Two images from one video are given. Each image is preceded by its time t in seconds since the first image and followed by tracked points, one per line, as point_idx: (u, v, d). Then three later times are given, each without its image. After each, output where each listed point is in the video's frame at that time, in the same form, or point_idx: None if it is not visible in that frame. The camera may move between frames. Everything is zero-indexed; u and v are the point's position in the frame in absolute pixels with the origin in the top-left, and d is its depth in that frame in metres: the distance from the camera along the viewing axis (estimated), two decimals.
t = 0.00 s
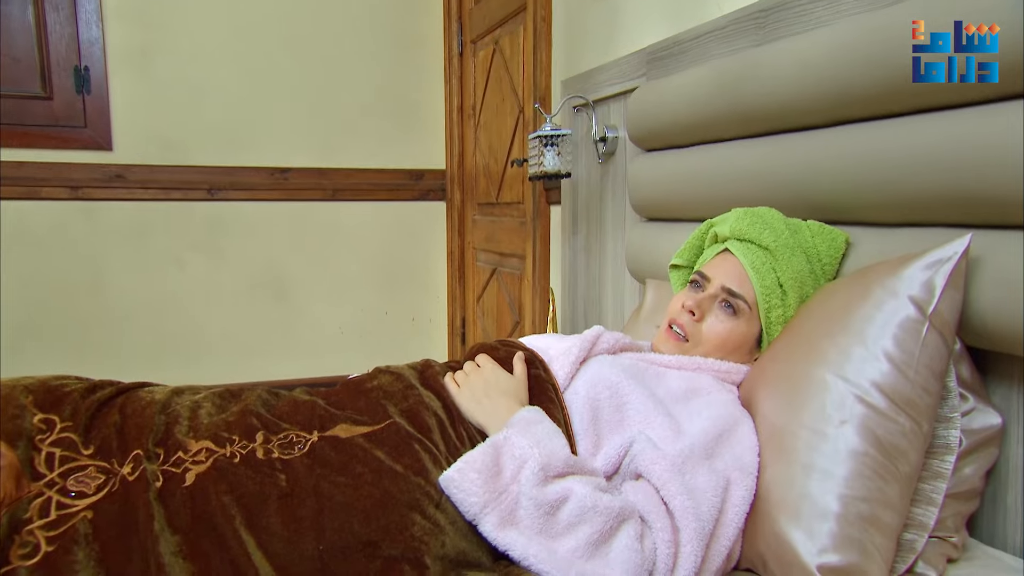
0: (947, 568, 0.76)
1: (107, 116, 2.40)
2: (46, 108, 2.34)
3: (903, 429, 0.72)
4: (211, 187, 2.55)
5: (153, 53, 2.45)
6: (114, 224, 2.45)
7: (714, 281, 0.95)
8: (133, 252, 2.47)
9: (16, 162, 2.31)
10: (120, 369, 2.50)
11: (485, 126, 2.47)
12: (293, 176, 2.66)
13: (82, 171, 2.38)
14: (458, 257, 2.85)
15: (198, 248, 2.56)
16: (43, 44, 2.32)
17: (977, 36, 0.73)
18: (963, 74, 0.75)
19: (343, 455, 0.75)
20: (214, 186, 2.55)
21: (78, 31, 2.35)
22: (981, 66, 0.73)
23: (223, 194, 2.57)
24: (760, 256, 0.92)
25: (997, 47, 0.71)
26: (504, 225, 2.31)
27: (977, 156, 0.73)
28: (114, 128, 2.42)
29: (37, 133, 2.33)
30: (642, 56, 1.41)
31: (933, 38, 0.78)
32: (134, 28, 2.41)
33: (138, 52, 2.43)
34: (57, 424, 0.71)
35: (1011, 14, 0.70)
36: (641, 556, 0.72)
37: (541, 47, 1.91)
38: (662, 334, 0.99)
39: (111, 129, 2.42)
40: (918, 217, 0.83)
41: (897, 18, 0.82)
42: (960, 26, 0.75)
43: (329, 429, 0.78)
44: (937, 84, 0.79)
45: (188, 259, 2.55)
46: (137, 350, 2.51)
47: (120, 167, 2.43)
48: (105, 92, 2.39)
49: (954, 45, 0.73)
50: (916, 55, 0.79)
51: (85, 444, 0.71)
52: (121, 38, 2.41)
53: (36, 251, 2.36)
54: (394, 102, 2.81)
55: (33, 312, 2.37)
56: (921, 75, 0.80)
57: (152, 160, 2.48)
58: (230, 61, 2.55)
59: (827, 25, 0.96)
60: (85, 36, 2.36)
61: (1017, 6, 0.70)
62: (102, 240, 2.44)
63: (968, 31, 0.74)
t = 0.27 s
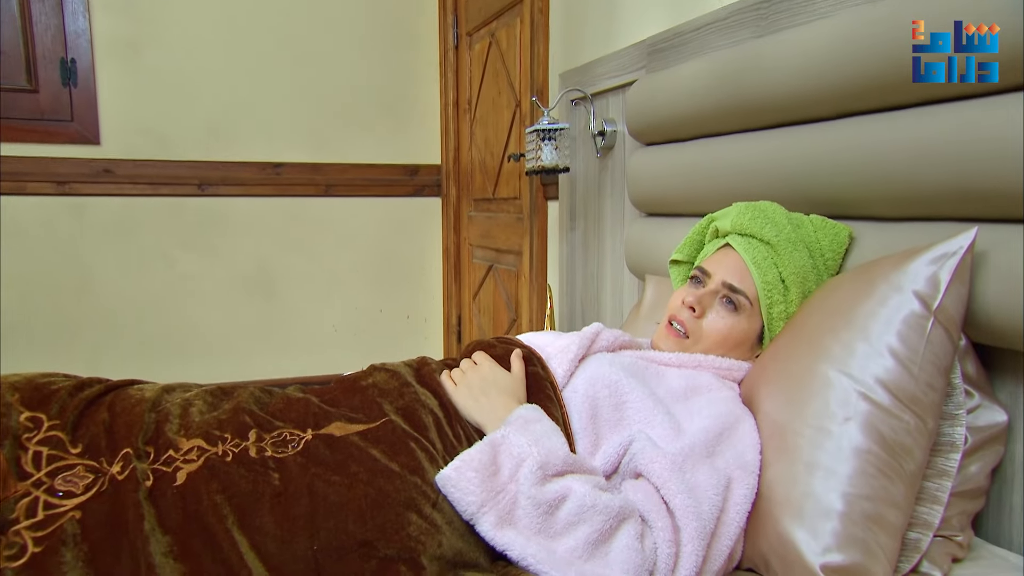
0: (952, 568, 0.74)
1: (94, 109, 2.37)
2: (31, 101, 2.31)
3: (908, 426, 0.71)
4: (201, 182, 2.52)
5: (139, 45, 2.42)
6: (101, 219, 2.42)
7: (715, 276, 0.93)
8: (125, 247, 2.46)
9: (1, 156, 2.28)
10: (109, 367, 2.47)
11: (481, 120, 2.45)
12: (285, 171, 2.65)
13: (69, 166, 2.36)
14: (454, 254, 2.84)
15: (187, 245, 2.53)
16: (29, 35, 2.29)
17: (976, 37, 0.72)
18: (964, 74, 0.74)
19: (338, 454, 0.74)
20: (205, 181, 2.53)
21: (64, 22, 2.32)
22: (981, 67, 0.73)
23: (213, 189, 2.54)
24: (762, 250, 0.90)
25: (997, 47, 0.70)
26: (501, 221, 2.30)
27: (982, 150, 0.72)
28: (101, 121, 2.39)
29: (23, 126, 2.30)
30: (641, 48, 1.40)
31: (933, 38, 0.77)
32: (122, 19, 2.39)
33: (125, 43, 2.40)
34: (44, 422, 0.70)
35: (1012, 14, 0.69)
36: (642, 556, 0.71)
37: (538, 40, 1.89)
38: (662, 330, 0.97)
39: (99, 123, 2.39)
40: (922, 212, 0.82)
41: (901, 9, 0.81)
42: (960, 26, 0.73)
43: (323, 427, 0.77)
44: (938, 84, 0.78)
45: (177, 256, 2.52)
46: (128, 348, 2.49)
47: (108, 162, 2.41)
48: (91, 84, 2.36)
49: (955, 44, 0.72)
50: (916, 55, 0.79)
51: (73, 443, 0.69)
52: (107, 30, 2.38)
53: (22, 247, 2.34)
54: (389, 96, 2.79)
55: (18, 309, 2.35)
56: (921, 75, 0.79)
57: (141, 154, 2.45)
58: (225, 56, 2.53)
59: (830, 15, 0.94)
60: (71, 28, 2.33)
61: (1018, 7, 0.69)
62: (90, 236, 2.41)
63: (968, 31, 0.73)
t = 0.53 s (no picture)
0: (958, 568, 0.73)
1: (80, 102, 2.34)
2: (16, 94, 2.28)
3: (912, 424, 0.69)
4: (190, 177, 2.50)
5: (127, 37, 2.40)
6: (89, 215, 2.39)
7: (715, 272, 0.92)
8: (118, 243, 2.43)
9: None
10: (96, 365, 2.43)
11: (477, 114, 2.44)
12: (276, 165, 2.63)
13: (55, 161, 2.32)
14: (449, 250, 2.82)
15: (178, 242, 2.51)
16: (13, 26, 2.26)
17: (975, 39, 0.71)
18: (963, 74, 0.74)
19: (332, 452, 0.73)
20: (195, 176, 2.51)
21: (49, 12, 2.28)
22: (981, 66, 0.72)
23: (203, 184, 2.52)
24: (762, 245, 0.89)
25: (997, 47, 0.70)
26: (497, 216, 2.28)
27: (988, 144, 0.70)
28: (88, 114, 2.37)
29: (9, 120, 2.28)
30: (640, 40, 1.38)
31: (933, 38, 0.76)
32: (109, 11, 2.36)
33: (112, 35, 2.37)
34: (30, 421, 0.69)
35: (1012, 12, 0.69)
36: (642, 556, 0.70)
37: (535, 31, 1.88)
38: (662, 327, 0.96)
39: (85, 116, 2.36)
40: (927, 206, 0.81)
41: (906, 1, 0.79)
42: (960, 26, 0.72)
43: (317, 425, 0.76)
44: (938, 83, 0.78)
45: (166, 252, 2.49)
46: (117, 345, 2.46)
47: (95, 156, 2.37)
48: (77, 76, 2.33)
49: (954, 45, 0.71)
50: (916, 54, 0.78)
51: (60, 442, 0.68)
52: (93, 21, 2.35)
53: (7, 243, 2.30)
54: (384, 90, 2.78)
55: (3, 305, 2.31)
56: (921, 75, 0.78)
57: (129, 148, 2.43)
58: (220, 51, 2.51)
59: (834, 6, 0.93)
60: (56, 18, 2.29)
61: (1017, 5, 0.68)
62: (77, 232, 2.38)
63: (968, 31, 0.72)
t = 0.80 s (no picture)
0: (964, 568, 0.72)
1: (66, 94, 2.32)
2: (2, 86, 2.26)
3: (918, 421, 0.68)
4: (180, 171, 2.48)
5: (113, 28, 2.36)
6: (76, 209, 2.37)
7: (717, 267, 0.90)
8: (110, 240, 2.42)
9: None
10: (83, 361, 2.42)
11: (473, 108, 2.42)
12: (268, 160, 2.61)
13: (41, 154, 2.30)
14: (445, 247, 2.81)
15: (167, 238, 2.49)
16: None
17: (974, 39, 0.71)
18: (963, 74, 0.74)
19: (326, 451, 0.71)
20: (184, 170, 2.48)
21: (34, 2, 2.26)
22: (981, 67, 0.72)
23: (193, 178, 2.50)
24: (765, 240, 0.88)
25: (997, 47, 0.70)
26: (494, 211, 2.26)
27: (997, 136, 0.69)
28: (74, 106, 2.34)
29: None
30: (641, 31, 1.37)
31: (933, 38, 0.75)
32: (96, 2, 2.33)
33: (99, 25, 2.34)
34: (15, 420, 0.67)
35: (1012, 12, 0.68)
36: (643, 556, 0.68)
37: (533, 21, 1.86)
38: (662, 323, 0.94)
39: (72, 109, 2.33)
40: (933, 199, 0.79)
41: None
42: (960, 26, 0.72)
43: (311, 424, 0.74)
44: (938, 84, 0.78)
45: (155, 248, 2.48)
46: (106, 341, 2.44)
47: (82, 150, 2.35)
48: (63, 66, 2.31)
49: (954, 45, 0.71)
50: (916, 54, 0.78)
51: (47, 441, 0.67)
52: (80, 12, 2.32)
53: None
54: (380, 84, 2.77)
55: None
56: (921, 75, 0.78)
57: (118, 141, 2.40)
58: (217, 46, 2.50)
59: None
60: (40, 8, 2.27)
61: (1017, 3, 0.68)
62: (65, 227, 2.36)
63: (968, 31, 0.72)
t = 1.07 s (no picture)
0: (972, 568, 0.70)
1: (54, 87, 2.30)
2: None
3: (925, 419, 0.66)
4: (171, 166, 2.47)
5: (101, 19, 2.34)
6: (64, 205, 2.36)
7: (720, 263, 0.89)
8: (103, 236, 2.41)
9: None
10: (72, 358, 2.41)
11: (470, 102, 2.41)
12: (260, 155, 2.59)
13: (28, 148, 2.28)
14: (442, 243, 2.80)
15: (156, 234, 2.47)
16: None
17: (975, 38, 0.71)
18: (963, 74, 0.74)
19: (320, 450, 0.70)
20: (174, 165, 2.47)
21: None
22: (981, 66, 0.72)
23: (184, 173, 2.49)
24: (768, 235, 0.86)
25: (997, 47, 0.70)
26: (491, 206, 2.25)
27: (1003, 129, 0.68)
28: (62, 100, 2.32)
29: None
30: (641, 22, 1.35)
31: (933, 37, 0.75)
32: None
33: (87, 17, 2.32)
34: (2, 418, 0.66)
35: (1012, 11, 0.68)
36: (645, 556, 0.67)
37: (530, 11, 1.84)
38: (663, 319, 0.93)
39: (60, 102, 2.32)
40: (938, 193, 0.78)
41: None
42: (960, 25, 0.72)
43: (306, 422, 0.73)
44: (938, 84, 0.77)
45: (145, 244, 2.46)
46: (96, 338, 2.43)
47: (70, 144, 2.34)
48: (50, 58, 2.29)
49: (954, 45, 0.71)
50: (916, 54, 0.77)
51: (35, 440, 0.65)
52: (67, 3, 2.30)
53: None
54: (377, 79, 2.75)
55: None
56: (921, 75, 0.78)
57: (107, 135, 2.39)
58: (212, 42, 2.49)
59: None
60: None
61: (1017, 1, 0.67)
62: (53, 222, 2.35)
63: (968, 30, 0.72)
